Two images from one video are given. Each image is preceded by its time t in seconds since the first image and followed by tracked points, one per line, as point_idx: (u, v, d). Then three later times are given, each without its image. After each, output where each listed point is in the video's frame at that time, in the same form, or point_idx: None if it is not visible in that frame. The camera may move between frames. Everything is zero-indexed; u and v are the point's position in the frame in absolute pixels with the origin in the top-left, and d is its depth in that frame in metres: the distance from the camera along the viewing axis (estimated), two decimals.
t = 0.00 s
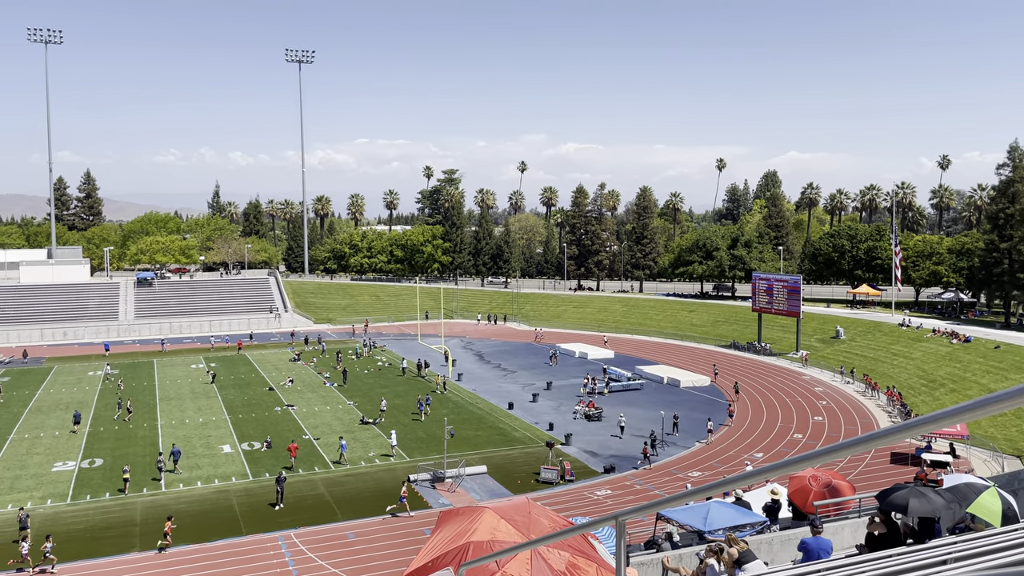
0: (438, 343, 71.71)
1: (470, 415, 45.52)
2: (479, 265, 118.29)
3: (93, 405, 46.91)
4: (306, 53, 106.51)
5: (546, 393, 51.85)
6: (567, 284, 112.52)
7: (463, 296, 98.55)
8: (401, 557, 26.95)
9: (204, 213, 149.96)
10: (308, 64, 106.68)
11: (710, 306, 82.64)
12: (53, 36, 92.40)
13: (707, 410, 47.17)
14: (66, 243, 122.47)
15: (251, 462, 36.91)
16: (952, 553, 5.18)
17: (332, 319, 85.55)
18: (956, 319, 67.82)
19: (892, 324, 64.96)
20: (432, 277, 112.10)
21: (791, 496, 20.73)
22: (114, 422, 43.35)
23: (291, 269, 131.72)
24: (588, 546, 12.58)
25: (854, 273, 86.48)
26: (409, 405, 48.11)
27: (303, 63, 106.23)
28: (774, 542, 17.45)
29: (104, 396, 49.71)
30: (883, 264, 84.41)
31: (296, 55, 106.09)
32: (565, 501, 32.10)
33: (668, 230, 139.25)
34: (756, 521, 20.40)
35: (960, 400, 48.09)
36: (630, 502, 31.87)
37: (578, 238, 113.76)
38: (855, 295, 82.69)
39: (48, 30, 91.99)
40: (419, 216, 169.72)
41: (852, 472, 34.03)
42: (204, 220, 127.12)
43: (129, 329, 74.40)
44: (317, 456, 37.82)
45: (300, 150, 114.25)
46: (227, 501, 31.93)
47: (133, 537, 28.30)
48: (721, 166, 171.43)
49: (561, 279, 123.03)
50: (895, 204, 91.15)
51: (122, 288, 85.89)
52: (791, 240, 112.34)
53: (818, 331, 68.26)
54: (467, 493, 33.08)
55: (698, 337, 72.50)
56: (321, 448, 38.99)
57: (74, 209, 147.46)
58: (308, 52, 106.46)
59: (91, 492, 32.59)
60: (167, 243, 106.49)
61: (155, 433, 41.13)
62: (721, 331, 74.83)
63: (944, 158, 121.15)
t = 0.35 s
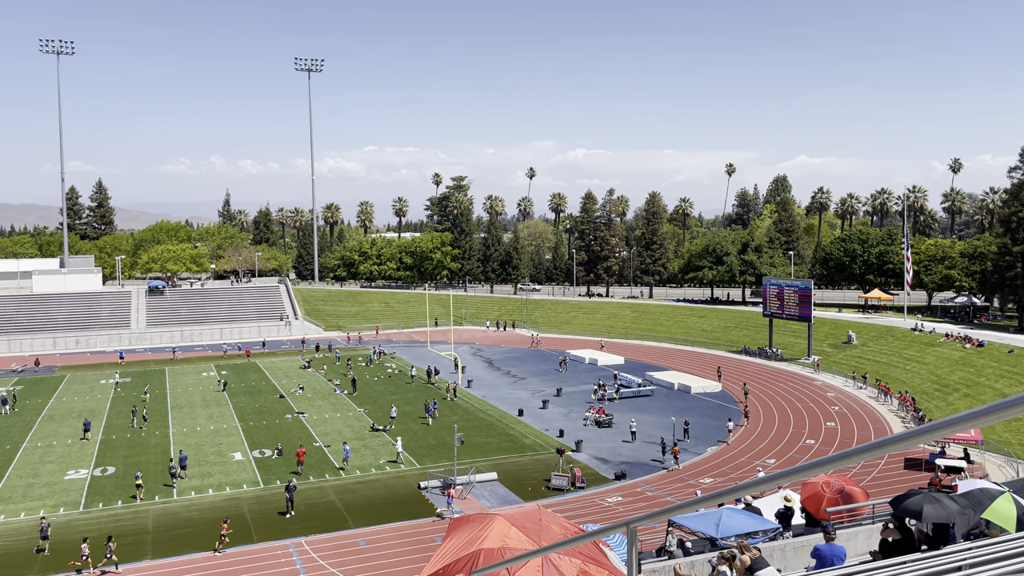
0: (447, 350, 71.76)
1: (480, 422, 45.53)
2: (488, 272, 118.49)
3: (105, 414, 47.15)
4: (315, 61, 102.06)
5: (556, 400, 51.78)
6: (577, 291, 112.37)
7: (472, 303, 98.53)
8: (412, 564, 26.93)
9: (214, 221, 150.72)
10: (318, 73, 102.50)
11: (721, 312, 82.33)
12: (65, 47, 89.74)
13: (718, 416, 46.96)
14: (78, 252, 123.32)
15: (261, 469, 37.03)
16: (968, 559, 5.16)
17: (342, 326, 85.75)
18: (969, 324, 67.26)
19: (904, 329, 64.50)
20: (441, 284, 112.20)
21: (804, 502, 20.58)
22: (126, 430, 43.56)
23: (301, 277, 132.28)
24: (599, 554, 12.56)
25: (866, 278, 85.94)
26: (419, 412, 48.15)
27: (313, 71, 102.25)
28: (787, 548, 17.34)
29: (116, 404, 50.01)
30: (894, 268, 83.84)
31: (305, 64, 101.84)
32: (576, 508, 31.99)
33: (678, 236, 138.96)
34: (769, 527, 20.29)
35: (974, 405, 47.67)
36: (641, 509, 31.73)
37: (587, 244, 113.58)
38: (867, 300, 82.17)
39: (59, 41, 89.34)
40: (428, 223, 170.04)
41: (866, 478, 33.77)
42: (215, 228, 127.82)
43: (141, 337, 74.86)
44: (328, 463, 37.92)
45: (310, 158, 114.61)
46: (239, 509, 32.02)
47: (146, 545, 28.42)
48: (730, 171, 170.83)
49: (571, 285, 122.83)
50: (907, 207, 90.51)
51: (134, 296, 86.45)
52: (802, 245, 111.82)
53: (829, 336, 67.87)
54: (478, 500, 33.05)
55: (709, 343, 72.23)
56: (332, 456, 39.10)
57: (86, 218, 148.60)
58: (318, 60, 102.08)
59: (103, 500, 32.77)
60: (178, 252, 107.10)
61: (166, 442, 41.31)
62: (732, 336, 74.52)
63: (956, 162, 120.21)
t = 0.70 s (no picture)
0: (459, 356, 71.81)
1: (492, 427, 45.52)
2: (499, 277, 118.96)
3: (120, 421, 47.55)
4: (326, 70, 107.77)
5: (568, 405, 51.67)
6: (589, 296, 112.30)
7: (484, 309, 98.62)
8: (425, 570, 26.93)
9: (228, 229, 151.92)
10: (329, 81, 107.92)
11: (734, 316, 81.99)
12: (80, 56, 94.80)
13: (731, 421, 46.73)
14: (93, 261, 124.86)
15: (274, 475, 37.19)
16: (986, 565, 5.15)
17: (354, 333, 86.08)
18: (985, 327, 66.64)
19: (919, 333, 63.99)
20: (453, 290, 112.43)
21: (819, 507, 20.43)
22: (140, 436, 43.89)
23: (313, 284, 132.94)
24: (613, 560, 12.54)
25: (880, 281, 85.29)
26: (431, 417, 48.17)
27: (326, 78, 107.01)
28: (802, 554, 17.22)
29: (130, 410, 50.40)
30: (908, 271, 82.87)
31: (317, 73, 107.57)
32: (589, 514, 31.91)
33: (690, 240, 138.65)
34: (783, 533, 20.19)
35: (991, 409, 47.18)
36: (655, 514, 31.61)
37: (598, 249, 113.53)
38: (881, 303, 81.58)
39: (75, 52, 94.25)
40: (440, 229, 170.49)
41: (881, 483, 33.50)
42: (228, 235, 128.81)
43: (155, 344, 75.44)
44: (340, 469, 38.03)
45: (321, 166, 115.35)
46: (253, 515, 32.15)
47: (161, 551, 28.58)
48: (742, 175, 170.43)
49: (583, 290, 122.83)
50: (920, 210, 89.91)
51: (148, 304, 87.13)
52: (814, 249, 111.30)
53: (844, 340, 67.41)
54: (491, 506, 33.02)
55: (722, 348, 71.92)
56: (344, 462, 39.17)
57: (100, 226, 150.03)
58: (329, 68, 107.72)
59: (118, 506, 33.01)
60: (192, 259, 107.92)
61: (181, 448, 41.60)
62: (745, 341, 74.17)
63: (970, 164, 119.32)
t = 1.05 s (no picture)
0: (471, 360, 71.88)
1: (504, 431, 45.53)
2: (510, 281, 119.11)
3: (134, 426, 47.87)
4: (339, 75, 107.66)
5: (580, 409, 51.55)
6: (600, 299, 112.17)
7: (495, 313, 98.67)
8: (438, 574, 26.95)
9: (240, 235, 152.90)
10: (342, 86, 107.85)
11: (746, 319, 81.59)
12: (93, 63, 90.98)
13: (744, 425, 46.50)
14: (106, 266, 125.71)
15: (287, 480, 37.33)
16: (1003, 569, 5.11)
17: (366, 337, 86.35)
18: (1001, 329, 65.97)
19: (933, 335, 63.47)
20: (464, 294, 112.67)
21: (833, 512, 20.25)
22: (154, 441, 44.21)
23: (325, 289, 133.58)
24: (625, 565, 12.52)
25: (893, 284, 84.98)
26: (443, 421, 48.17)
27: (338, 84, 106.91)
28: (816, 559, 17.12)
29: (144, 415, 50.75)
30: (922, 274, 82.76)
31: (330, 78, 107.34)
32: (601, 518, 31.83)
33: (701, 243, 138.26)
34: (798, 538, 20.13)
35: (1006, 412, 46.69)
36: (667, 519, 31.48)
37: (609, 253, 113.43)
38: (894, 306, 81.03)
39: (87, 59, 90.71)
40: (450, 234, 170.78)
41: (895, 487, 33.22)
42: (240, 241, 129.62)
43: (168, 350, 75.96)
44: (351, 474, 38.09)
45: (332, 171, 115.82)
46: (266, 520, 32.27)
47: (175, 555, 28.75)
48: (754, 177, 169.81)
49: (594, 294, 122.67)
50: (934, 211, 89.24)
51: (161, 309, 87.77)
52: (827, 251, 110.76)
53: (857, 343, 66.94)
54: (503, 510, 33.03)
55: (735, 351, 71.61)
56: (357, 466, 39.27)
57: (114, 233, 151.39)
58: (341, 74, 107.68)
59: (131, 511, 33.23)
60: (205, 265, 108.65)
61: (194, 452, 41.87)
62: (757, 344, 73.82)
63: (984, 165, 118.32)
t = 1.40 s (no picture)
0: (480, 363, 71.98)
1: (514, 434, 45.53)
2: (520, 284, 119.23)
3: (145, 429, 48.17)
4: (346, 80, 109.53)
5: (590, 412, 51.47)
6: (609, 302, 112.01)
7: (505, 316, 98.71)
8: None
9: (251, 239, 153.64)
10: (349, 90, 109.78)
11: (756, 321, 81.28)
12: (105, 69, 91.64)
13: (755, 428, 46.33)
14: (118, 271, 126.64)
15: (298, 483, 37.49)
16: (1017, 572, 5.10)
17: (376, 340, 86.57)
18: (1014, 331, 65.38)
19: (946, 337, 63.03)
20: (473, 297, 112.78)
21: (845, 515, 20.07)
22: (165, 445, 44.49)
23: (335, 292, 134.10)
24: (636, 568, 12.53)
25: (905, 285, 84.54)
26: (452, 424, 48.25)
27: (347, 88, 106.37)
28: (829, 562, 17.00)
29: (155, 419, 51.05)
30: (934, 275, 82.44)
31: (336, 82, 109.26)
32: (612, 522, 31.76)
33: (711, 245, 137.85)
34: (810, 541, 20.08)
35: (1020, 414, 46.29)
36: (678, 522, 31.39)
37: (619, 255, 113.24)
38: (906, 308, 80.51)
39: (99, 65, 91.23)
40: (460, 237, 171.04)
41: (908, 490, 32.99)
42: (251, 245, 130.30)
43: (179, 353, 76.42)
44: (362, 477, 38.19)
45: (342, 175, 116.19)
46: (277, 523, 32.40)
47: (186, 559, 28.90)
48: (764, 179, 169.17)
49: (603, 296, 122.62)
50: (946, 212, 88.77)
51: (173, 313, 88.30)
52: (838, 253, 110.20)
53: (868, 345, 66.55)
54: (513, 513, 33.02)
55: (745, 353, 71.36)
56: (367, 469, 39.39)
57: (126, 237, 152.45)
58: (348, 78, 109.47)
59: (144, 514, 33.45)
60: (215, 269, 109.27)
61: (206, 456, 42.10)
62: (768, 347, 73.52)
63: (996, 165, 117.45)
